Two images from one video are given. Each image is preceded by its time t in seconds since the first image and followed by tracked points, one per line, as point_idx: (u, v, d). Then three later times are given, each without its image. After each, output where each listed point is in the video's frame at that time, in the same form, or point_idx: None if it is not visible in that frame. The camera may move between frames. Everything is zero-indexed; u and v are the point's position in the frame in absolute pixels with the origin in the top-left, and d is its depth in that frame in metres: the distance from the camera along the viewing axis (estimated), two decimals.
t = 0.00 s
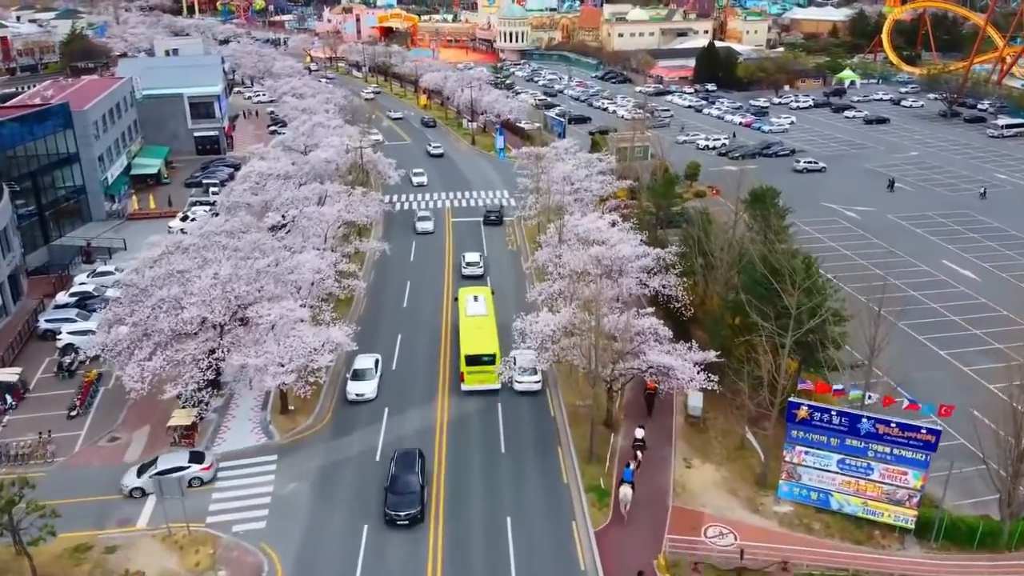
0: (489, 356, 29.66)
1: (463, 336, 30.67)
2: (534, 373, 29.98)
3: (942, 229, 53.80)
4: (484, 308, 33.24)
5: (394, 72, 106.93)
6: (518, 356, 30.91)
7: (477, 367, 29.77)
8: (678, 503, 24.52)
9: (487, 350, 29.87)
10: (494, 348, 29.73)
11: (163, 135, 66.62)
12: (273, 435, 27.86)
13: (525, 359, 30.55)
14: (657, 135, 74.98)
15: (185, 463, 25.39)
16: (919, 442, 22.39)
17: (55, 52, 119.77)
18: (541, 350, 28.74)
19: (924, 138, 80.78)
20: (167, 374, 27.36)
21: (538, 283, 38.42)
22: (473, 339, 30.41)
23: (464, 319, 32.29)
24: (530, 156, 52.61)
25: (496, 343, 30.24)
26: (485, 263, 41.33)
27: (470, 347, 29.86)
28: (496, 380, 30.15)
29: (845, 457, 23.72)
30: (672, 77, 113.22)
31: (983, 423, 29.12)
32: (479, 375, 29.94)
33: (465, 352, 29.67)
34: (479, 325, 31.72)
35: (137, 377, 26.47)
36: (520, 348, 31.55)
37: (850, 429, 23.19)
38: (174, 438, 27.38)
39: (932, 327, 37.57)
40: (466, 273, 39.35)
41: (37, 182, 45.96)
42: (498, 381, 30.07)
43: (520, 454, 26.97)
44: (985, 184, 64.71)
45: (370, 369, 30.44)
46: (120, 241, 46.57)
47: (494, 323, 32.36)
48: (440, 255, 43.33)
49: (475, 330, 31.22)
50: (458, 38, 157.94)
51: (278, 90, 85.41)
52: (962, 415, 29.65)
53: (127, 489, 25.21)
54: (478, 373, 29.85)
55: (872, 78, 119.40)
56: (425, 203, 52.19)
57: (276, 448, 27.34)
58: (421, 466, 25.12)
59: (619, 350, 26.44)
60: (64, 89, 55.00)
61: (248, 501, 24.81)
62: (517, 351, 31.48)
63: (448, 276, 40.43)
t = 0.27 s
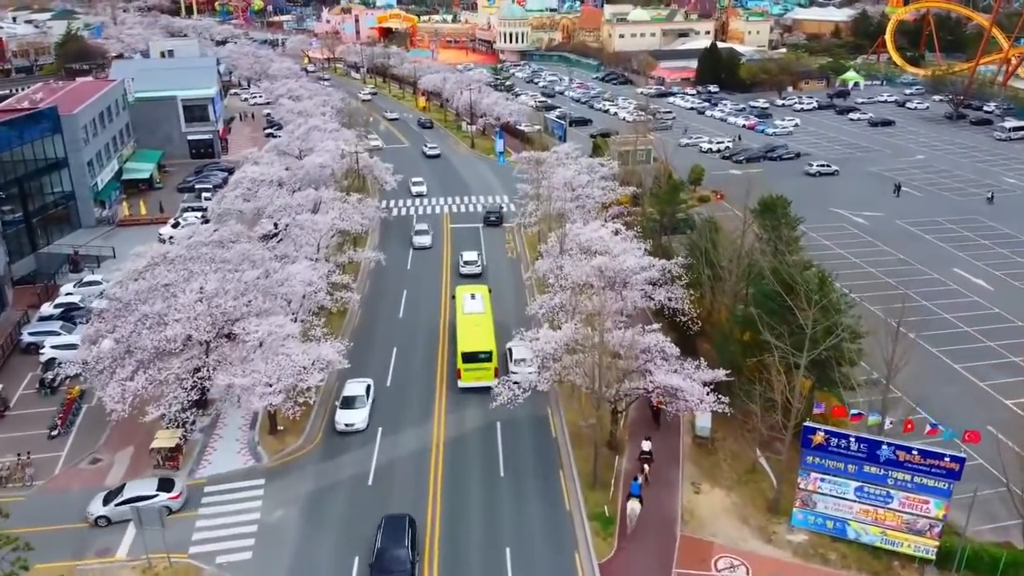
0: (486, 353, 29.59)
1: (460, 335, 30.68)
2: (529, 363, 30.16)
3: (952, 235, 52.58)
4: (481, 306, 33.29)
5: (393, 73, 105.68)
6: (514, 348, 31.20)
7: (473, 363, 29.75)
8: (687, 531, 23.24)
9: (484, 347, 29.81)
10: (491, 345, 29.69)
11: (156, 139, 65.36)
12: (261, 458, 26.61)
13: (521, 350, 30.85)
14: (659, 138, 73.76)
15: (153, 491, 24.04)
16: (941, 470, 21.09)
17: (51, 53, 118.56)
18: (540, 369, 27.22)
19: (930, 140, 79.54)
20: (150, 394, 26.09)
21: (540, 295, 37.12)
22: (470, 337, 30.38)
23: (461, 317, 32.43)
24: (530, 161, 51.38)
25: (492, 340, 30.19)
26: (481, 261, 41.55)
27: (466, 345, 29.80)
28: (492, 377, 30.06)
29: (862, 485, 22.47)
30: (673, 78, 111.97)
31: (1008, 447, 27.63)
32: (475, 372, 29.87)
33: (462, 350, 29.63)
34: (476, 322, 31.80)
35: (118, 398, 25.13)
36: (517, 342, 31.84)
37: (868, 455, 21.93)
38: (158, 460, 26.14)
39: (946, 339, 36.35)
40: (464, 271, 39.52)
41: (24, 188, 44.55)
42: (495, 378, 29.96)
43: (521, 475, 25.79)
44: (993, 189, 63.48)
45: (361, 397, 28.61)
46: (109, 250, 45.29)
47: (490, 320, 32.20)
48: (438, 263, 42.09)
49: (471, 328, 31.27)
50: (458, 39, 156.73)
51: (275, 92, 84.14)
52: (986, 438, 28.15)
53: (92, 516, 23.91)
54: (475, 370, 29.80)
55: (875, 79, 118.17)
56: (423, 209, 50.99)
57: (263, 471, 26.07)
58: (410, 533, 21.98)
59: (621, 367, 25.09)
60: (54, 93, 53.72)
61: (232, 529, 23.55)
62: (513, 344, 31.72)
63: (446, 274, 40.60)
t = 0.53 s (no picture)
0: (483, 349, 29.50)
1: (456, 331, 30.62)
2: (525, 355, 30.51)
3: (962, 241, 51.35)
4: (477, 303, 32.68)
5: (391, 75, 104.39)
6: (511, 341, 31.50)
7: (470, 360, 29.63)
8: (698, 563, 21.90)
9: (481, 343, 29.73)
10: (488, 341, 29.61)
11: (149, 142, 64.07)
12: (248, 482, 25.33)
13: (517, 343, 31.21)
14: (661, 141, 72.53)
15: (116, 523, 22.57)
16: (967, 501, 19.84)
17: (45, 53, 117.19)
18: (539, 390, 25.73)
19: (937, 143, 78.29)
20: (131, 416, 24.78)
21: (541, 307, 35.88)
22: (466, 334, 30.27)
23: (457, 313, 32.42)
24: (530, 166, 50.15)
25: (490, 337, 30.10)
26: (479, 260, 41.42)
27: (463, 341, 29.74)
28: (489, 373, 29.95)
29: (882, 517, 21.21)
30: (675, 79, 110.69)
31: None
32: (472, 369, 29.73)
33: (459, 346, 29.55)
34: (473, 318, 31.70)
35: (97, 421, 23.80)
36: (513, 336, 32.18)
37: (889, 485, 20.70)
38: (140, 484, 24.84)
39: (961, 351, 35.07)
40: (461, 269, 39.61)
41: (11, 195, 42.94)
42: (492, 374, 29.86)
43: (520, 501, 24.50)
44: (1003, 194, 62.27)
45: (350, 428, 26.73)
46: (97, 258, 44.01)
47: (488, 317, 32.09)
48: (435, 271, 40.85)
49: (469, 324, 31.16)
50: (457, 40, 155.56)
51: (271, 93, 82.89)
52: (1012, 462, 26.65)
53: (53, 547, 22.42)
54: (472, 366, 29.68)
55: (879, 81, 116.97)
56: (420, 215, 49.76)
57: (251, 496, 24.79)
58: None
59: (626, 388, 23.84)
60: (43, 97, 52.38)
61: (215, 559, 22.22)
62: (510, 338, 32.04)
63: (444, 272, 40.73)
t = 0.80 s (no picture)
0: (479, 345, 29.77)
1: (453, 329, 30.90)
2: (521, 346, 31.38)
3: (973, 248, 50.09)
4: (475, 301, 32.81)
5: (390, 76, 103.14)
6: (507, 333, 32.17)
7: (466, 356, 29.91)
8: None
9: (477, 340, 29.99)
10: (484, 338, 29.86)
11: (141, 145, 62.85)
12: (235, 507, 24.05)
13: (512, 335, 31.99)
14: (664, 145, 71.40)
15: (77, 556, 21.18)
16: (995, 536, 18.64)
17: (40, 54, 115.88)
18: (542, 412, 24.32)
19: (944, 146, 76.95)
20: (109, 440, 23.55)
21: (543, 321, 34.57)
22: (462, 330, 30.56)
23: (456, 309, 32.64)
24: (530, 171, 48.93)
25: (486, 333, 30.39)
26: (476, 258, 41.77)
27: (459, 338, 30.01)
28: (485, 370, 30.23)
29: (904, 554, 19.93)
30: (677, 80, 109.53)
31: None
32: (468, 364, 30.03)
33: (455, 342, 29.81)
34: (470, 314, 31.81)
35: (74, 444, 22.55)
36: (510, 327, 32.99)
37: (912, 519, 19.45)
38: (121, 511, 23.58)
39: (977, 365, 33.84)
40: (460, 268, 39.94)
41: None
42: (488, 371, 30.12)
43: (521, 530, 23.18)
44: (1014, 199, 60.92)
45: (338, 463, 24.89)
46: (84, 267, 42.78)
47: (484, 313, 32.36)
48: (434, 279, 39.72)
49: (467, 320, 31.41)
50: (457, 40, 154.37)
51: (267, 95, 81.64)
52: None
53: None
54: (468, 363, 29.96)
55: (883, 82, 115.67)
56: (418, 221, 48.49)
57: (236, 524, 23.51)
58: None
59: (632, 409, 22.60)
60: (32, 100, 51.15)
61: None
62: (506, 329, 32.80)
63: (441, 271, 40.94)
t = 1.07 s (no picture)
0: (476, 342, 29.89)
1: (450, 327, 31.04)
2: (518, 338, 32.14)
3: (985, 256, 48.84)
4: (472, 299, 33.40)
5: (388, 78, 101.92)
6: (504, 327, 32.86)
7: (463, 353, 30.05)
8: None
9: (474, 337, 30.13)
10: (482, 335, 30.01)
11: (134, 149, 61.61)
12: (220, 537, 22.71)
13: (509, 328, 32.73)
14: (667, 148, 70.26)
15: None
16: None
17: (35, 55, 114.70)
18: (541, 437, 22.83)
19: (951, 149, 75.58)
20: (86, 467, 22.29)
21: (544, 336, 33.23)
22: (459, 328, 30.71)
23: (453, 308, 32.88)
24: (530, 176, 47.66)
25: (484, 330, 30.55)
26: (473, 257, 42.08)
27: (456, 335, 30.19)
28: (483, 367, 30.36)
29: None
30: (678, 82, 108.32)
31: None
32: (465, 362, 30.18)
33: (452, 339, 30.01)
34: (467, 313, 32.02)
35: (49, 473, 21.26)
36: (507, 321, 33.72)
37: (938, 558, 18.16)
38: (99, 543, 22.27)
39: (994, 381, 32.63)
40: (457, 266, 40.29)
41: None
42: (485, 368, 30.25)
43: (522, 563, 21.81)
44: None
45: (324, 507, 22.92)
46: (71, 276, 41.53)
47: (481, 311, 32.86)
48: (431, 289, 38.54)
49: (464, 318, 31.52)
50: (457, 41, 153.21)
51: (263, 96, 80.39)
52: None
53: None
54: (465, 360, 30.09)
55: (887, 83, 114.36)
56: (415, 227, 47.22)
57: (220, 555, 22.18)
58: None
59: (638, 434, 21.28)
60: (19, 104, 49.90)
61: None
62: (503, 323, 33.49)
63: (439, 269, 41.25)
